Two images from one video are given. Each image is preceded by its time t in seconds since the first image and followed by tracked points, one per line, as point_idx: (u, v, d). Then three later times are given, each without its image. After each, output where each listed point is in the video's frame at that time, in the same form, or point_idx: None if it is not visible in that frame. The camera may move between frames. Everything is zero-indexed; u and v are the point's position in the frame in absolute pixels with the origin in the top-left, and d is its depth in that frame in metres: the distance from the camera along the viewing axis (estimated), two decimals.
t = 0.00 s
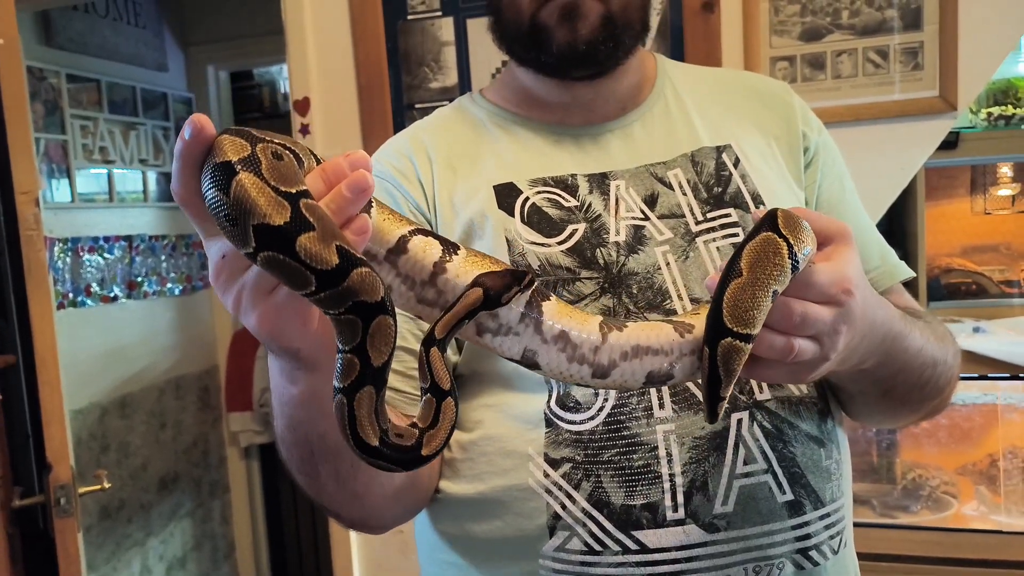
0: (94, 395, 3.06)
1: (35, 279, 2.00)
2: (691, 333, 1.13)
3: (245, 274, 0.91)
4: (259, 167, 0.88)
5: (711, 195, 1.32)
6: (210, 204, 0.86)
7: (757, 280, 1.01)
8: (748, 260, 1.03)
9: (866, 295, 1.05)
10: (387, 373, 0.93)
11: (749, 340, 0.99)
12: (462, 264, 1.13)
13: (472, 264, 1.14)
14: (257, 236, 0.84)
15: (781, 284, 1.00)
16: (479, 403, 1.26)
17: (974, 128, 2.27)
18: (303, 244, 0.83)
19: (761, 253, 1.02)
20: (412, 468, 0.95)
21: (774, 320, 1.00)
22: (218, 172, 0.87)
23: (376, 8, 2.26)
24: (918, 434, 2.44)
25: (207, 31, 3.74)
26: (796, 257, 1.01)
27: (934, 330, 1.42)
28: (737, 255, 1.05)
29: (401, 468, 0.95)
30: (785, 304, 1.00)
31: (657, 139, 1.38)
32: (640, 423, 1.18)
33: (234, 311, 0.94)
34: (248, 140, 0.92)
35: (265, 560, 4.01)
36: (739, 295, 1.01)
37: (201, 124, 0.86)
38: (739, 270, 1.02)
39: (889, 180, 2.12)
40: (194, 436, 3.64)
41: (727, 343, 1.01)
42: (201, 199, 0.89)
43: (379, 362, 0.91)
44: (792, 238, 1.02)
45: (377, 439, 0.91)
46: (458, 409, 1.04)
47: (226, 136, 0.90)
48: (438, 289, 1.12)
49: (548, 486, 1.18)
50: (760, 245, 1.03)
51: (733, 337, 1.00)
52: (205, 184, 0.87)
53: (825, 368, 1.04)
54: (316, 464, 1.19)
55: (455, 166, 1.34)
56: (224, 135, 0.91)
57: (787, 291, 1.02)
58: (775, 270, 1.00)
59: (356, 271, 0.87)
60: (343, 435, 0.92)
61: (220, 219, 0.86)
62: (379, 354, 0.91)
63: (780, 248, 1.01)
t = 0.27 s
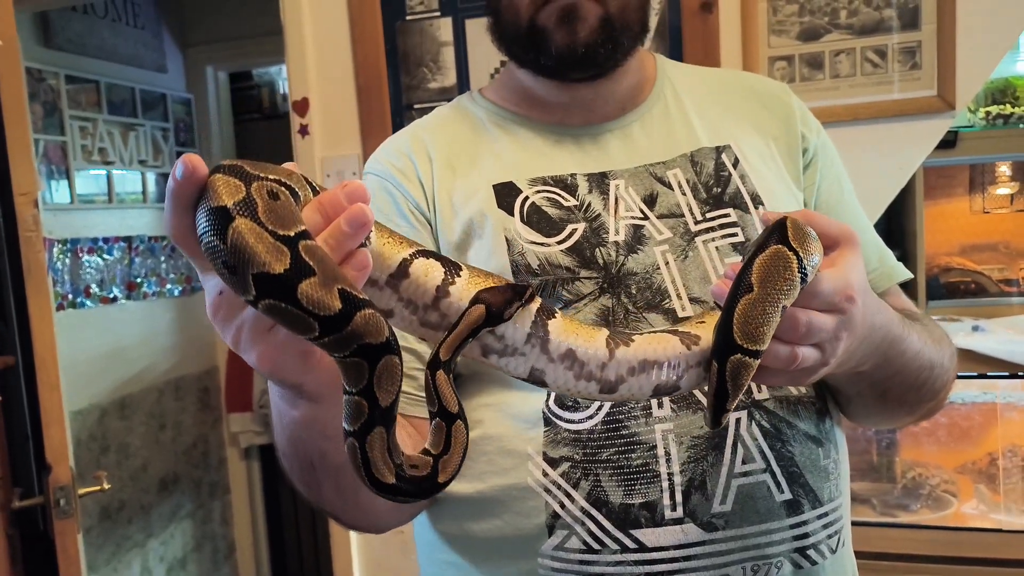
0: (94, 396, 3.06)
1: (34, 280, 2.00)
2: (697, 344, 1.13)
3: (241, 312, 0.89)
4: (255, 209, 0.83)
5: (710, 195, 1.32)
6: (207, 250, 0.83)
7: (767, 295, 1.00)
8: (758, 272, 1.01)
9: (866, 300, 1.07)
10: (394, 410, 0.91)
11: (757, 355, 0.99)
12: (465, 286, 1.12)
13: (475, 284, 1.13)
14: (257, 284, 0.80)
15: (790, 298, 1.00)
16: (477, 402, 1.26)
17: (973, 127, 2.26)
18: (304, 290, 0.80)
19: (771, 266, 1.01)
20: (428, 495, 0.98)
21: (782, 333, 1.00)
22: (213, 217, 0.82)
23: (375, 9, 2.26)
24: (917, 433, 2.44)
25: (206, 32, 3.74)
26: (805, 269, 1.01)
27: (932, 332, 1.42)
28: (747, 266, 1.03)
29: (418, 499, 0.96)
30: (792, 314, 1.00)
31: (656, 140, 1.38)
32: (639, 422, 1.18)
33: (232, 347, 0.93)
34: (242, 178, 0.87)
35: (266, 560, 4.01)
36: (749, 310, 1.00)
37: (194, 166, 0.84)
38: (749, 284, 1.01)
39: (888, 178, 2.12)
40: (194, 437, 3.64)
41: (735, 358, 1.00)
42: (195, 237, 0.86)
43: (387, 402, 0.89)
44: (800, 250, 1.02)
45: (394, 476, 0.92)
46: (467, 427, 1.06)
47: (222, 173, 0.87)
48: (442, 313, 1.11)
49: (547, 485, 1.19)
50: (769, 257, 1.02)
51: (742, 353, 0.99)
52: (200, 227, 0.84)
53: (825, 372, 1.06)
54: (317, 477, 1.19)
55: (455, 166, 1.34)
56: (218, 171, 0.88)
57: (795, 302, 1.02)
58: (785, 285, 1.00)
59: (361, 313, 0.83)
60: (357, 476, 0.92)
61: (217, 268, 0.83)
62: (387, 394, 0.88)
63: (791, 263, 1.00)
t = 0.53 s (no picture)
0: (94, 397, 3.06)
1: (34, 281, 2.00)
2: (704, 350, 1.12)
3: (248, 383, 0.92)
4: (262, 294, 0.82)
5: (711, 195, 1.32)
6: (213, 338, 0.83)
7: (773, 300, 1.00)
8: (764, 276, 1.00)
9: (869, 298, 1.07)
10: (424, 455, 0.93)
11: (764, 359, 1.01)
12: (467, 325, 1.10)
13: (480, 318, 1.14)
14: (277, 371, 0.81)
15: (796, 301, 0.99)
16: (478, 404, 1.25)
17: (973, 127, 2.27)
18: (327, 369, 0.81)
19: (777, 270, 1.00)
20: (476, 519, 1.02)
21: (789, 335, 1.00)
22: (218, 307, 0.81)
23: (375, 9, 2.26)
24: (918, 433, 2.44)
25: (205, 32, 3.74)
26: (810, 270, 1.00)
27: (932, 332, 1.42)
28: (752, 269, 1.03)
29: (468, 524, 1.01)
30: (797, 315, 1.00)
31: (658, 141, 1.38)
32: (641, 422, 1.18)
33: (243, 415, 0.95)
34: (240, 257, 0.85)
35: (266, 561, 4.01)
36: (756, 315, 1.00)
37: (190, 254, 0.82)
38: (756, 289, 1.00)
39: (888, 178, 2.11)
40: (194, 437, 3.64)
41: (744, 363, 1.02)
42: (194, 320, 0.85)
43: (420, 456, 0.91)
44: (804, 250, 1.01)
45: (440, 509, 0.96)
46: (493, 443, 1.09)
47: (217, 253, 0.85)
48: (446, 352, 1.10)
49: (548, 485, 1.19)
50: (774, 259, 1.01)
51: (750, 358, 1.01)
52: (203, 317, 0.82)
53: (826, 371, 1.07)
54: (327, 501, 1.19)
55: (456, 166, 1.34)
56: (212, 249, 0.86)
57: (800, 303, 1.01)
58: (791, 288, 0.99)
59: (385, 380, 0.85)
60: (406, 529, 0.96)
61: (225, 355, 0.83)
62: (417, 449, 0.91)
63: (796, 265, 0.99)
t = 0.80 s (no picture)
0: (94, 392, 3.06)
1: (33, 276, 1.99)
2: (718, 352, 1.12)
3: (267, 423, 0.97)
4: (294, 336, 0.87)
5: (712, 189, 1.31)
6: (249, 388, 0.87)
7: (786, 296, 0.99)
8: (775, 273, 1.00)
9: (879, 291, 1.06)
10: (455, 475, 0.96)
11: (781, 356, 1.00)
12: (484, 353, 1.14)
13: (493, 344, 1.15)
14: (317, 411, 0.86)
15: (808, 295, 0.99)
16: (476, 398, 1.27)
17: (975, 121, 2.26)
18: (366, 407, 0.87)
19: (788, 265, 1.00)
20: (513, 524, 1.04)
21: (804, 331, 1.00)
22: (253, 355, 0.85)
23: (374, 2, 2.25)
24: (919, 427, 2.41)
25: (205, 26, 3.73)
26: (820, 264, 1.00)
27: (936, 325, 1.43)
28: (762, 267, 1.03)
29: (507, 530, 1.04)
30: (812, 309, 0.99)
31: (659, 135, 1.37)
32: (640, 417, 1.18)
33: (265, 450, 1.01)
34: (269, 304, 0.89)
35: (266, 555, 4.02)
36: (770, 312, 1.00)
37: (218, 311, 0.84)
38: (768, 286, 1.00)
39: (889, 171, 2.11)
40: (194, 432, 3.65)
41: (761, 361, 1.01)
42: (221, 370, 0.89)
43: (454, 481, 0.95)
44: (814, 244, 1.01)
45: (482, 522, 1.00)
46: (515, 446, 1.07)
47: (242, 301, 0.88)
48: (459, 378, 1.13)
49: (547, 479, 1.18)
50: (784, 257, 1.01)
51: (767, 356, 1.00)
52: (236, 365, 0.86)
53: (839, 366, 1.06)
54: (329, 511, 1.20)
55: (455, 160, 1.34)
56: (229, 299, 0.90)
57: (813, 298, 1.01)
58: (802, 282, 0.99)
59: (419, 411, 0.91)
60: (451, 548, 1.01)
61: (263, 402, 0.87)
62: (451, 473, 0.94)
63: (807, 259, 0.99)
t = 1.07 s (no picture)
0: (90, 378, 3.06)
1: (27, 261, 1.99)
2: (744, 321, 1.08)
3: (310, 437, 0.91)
4: (330, 340, 0.85)
5: (709, 173, 1.30)
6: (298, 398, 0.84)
7: (805, 252, 0.97)
8: (792, 232, 0.98)
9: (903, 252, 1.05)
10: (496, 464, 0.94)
11: (809, 314, 0.97)
12: (503, 353, 1.14)
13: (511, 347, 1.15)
14: (359, 412, 0.84)
15: (829, 250, 0.97)
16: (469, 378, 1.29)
17: (975, 105, 2.24)
18: (406, 404, 0.85)
19: (804, 223, 0.98)
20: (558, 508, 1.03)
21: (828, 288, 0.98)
22: (295, 363, 0.83)
23: None
24: (915, 413, 2.44)
25: (200, 11, 3.69)
26: (838, 219, 0.99)
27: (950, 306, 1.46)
28: (777, 229, 1.01)
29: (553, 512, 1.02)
30: (835, 268, 0.98)
31: (656, 119, 1.36)
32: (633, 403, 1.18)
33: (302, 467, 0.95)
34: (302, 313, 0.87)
35: (265, 541, 4.03)
36: (791, 270, 0.97)
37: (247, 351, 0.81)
38: (786, 245, 0.98)
39: (888, 156, 2.09)
40: (192, 419, 3.65)
41: (789, 321, 0.98)
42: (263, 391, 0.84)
43: (499, 474, 0.94)
44: (830, 201, 1.00)
45: (531, 506, 0.99)
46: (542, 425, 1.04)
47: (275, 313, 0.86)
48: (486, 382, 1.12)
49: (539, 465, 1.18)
50: (798, 214, 0.99)
51: (794, 314, 0.97)
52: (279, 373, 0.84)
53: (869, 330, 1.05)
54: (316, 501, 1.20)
55: (449, 143, 1.32)
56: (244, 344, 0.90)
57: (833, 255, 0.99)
58: (821, 237, 0.97)
59: (456, 408, 0.89)
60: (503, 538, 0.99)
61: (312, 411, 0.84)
62: (492, 466, 0.92)
63: (823, 214, 0.98)
